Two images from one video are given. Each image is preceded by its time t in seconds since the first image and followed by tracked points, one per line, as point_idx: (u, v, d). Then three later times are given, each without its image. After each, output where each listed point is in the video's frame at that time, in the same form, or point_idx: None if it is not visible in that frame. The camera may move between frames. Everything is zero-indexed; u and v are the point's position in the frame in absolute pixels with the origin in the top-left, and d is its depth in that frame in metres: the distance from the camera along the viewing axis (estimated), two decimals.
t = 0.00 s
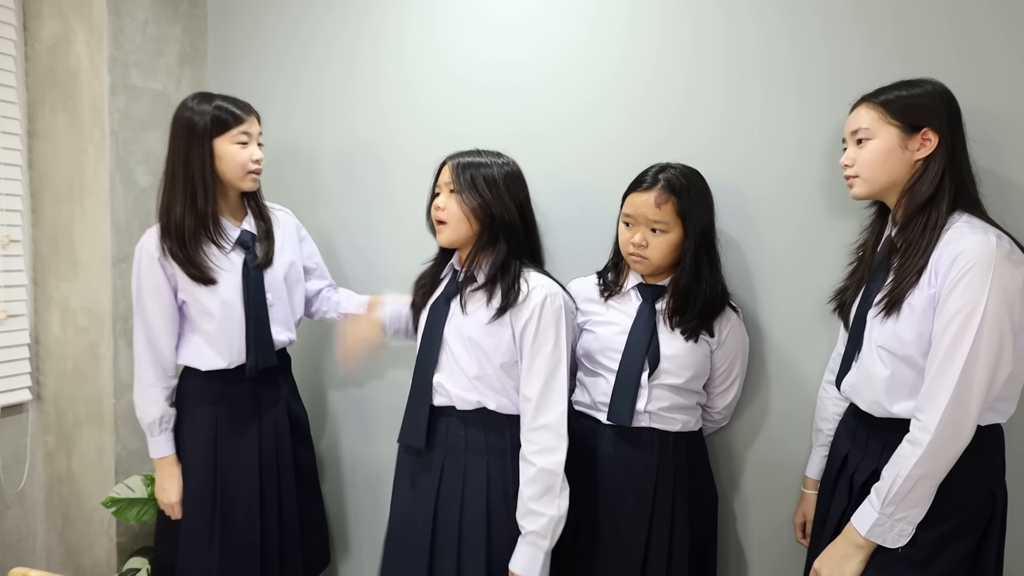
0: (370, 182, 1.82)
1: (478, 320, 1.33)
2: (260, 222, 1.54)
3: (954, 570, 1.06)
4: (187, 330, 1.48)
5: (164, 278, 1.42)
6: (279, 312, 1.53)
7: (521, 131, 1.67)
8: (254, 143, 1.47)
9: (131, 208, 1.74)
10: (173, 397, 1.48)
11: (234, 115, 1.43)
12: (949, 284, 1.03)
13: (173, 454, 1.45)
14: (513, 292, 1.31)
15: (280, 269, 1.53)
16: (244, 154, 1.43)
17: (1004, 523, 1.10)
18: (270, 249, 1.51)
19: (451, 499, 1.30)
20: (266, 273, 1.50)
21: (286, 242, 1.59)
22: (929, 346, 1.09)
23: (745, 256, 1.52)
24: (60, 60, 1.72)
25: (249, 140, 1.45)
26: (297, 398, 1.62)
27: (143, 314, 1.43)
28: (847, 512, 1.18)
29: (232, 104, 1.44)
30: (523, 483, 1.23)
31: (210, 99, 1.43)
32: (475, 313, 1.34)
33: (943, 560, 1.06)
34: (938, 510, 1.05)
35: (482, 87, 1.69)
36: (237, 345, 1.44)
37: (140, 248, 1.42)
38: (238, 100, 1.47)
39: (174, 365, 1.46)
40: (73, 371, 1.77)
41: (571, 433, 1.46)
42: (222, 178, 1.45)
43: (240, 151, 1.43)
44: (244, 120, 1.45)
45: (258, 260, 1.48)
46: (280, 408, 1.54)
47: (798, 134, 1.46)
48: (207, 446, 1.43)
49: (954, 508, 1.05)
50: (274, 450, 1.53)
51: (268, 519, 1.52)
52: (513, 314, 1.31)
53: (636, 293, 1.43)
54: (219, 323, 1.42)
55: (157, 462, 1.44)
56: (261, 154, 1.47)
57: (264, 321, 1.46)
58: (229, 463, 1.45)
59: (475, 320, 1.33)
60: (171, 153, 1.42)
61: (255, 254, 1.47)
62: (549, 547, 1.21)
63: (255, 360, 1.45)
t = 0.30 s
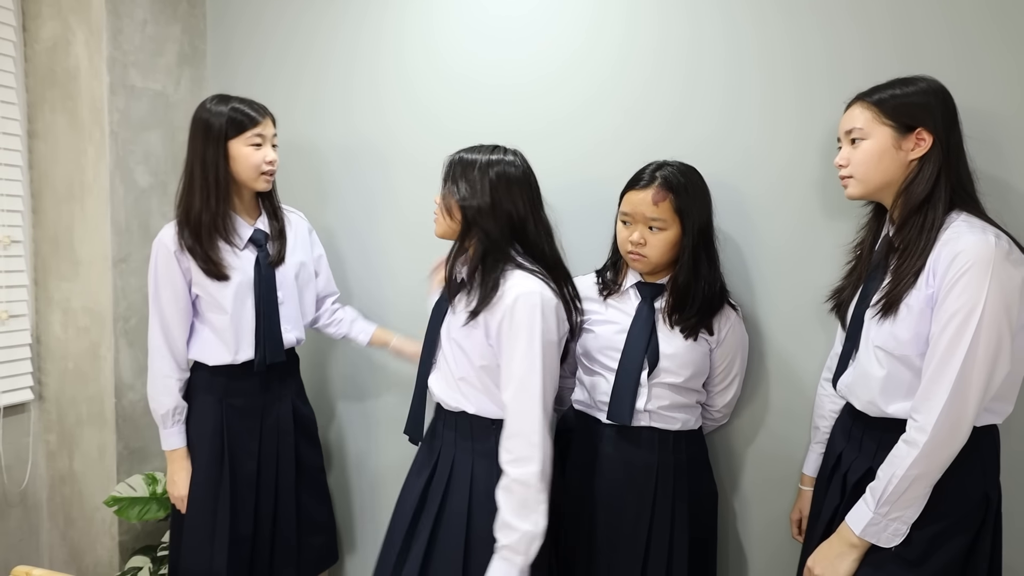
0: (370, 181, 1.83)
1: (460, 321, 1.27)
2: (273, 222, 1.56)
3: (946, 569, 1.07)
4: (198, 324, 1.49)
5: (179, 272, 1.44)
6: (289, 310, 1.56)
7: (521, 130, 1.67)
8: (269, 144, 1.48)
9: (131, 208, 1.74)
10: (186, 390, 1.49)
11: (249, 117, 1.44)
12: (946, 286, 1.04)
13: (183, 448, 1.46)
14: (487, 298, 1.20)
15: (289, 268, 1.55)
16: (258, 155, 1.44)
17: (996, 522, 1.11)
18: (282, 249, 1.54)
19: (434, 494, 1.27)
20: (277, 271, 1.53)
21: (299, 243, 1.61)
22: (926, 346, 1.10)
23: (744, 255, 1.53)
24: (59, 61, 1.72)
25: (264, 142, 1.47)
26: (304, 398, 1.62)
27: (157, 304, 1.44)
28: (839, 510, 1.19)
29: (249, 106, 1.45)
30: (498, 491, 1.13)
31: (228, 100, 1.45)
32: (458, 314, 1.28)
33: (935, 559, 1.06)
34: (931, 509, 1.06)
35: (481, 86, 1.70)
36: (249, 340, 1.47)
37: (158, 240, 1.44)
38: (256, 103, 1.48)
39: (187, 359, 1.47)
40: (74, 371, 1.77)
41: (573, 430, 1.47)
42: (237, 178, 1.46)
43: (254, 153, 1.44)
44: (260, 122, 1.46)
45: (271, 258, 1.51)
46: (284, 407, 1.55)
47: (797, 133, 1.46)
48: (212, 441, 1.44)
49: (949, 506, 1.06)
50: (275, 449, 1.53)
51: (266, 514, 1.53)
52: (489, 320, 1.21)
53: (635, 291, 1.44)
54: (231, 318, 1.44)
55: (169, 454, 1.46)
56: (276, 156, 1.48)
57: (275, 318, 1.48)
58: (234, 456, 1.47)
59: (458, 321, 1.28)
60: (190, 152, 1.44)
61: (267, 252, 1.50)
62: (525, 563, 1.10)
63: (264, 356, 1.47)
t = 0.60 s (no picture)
0: (370, 180, 1.83)
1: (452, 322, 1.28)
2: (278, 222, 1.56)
3: (936, 569, 1.06)
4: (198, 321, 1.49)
5: (184, 267, 1.44)
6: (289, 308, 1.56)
7: (521, 130, 1.67)
8: (277, 144, 1.48)
9: (131, 206, 1.74)
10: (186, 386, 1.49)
11: (259, 117, 1.44)
12: (932, 289, 1.03)
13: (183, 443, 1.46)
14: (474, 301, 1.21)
15: (291, 267, 1.56)
16: (266, 156, 1.44)
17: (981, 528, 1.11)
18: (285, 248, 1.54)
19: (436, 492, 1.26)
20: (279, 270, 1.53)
21: (301, 244, 1.61)
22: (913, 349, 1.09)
23: (743, 255, 1.52)
24: (60, 59, 1.72)
25: (272, 142, 1.47)
26: (305, 398, 1.61)
27: (161, 298, 1.44)
28: (826, 514, 1.19)
29: (259, 107, 1.46)
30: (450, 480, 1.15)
31: (240, 99, 1.45)
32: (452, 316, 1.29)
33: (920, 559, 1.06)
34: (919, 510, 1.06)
35: (482, 85, 1.70)
36: (250, 339, 1.47)
37: (164, 235, 1.44)
38: (266, 103, 1.49)
39: (189, 356, 1.47)
40: (74, 368, 1.78)
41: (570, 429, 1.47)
42: (244, 177, 1.47)
43: (263, 153, 1.44)
44: (269, 123, 1.46)
45: (273, 257, 1.51)
46: (284, 406, 1.54)
47: (797, 133, 1.46)
48: (211, 438, 1.45)
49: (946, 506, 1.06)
50: (274, 447, 1.53)
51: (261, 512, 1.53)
52: (475, 320, 1.22)
53: (633, 291, 1.44)
54: (233, 316, 1.45)
55: (169, 449, 1.46)
56: (284, 156, 1.48)
57: (276, 317, 1.48)
58: (229, 453, 1.47)
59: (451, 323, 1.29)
60: (200, 150, 1.44)
61: (270, 251, 1.50)
62: (460, 554, 1.11)
63: (265, 355, 1.47)
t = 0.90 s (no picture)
0: (371, 181, 1.83)
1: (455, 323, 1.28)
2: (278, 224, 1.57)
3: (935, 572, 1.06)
4: (197, 322, 1.49)
5: (183, 266, 1.44)
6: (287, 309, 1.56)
7: (521, 131, 1.67)
8: (278, 147, 1.48)
9: (132, 207, 1.74)
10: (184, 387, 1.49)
11: (261, 120, 1.44)
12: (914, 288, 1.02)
13: (180, 444, 1.45)
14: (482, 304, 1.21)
15: (290, 268, 1.56)
16: (266, 159, 1.45)
17: (967, 525, 1.10)
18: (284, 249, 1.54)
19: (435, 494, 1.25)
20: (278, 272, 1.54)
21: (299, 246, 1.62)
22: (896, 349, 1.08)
23: (742, 256, 1.52)
24: (61, 60, 1.72)
25: (273, 145, 1.47)
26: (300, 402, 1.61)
27: (160, 298, 1.44)
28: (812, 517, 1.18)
29: (261, 110, 1.46)
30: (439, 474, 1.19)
31: (242, 102, 1.46)
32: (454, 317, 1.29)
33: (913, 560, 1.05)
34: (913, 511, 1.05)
35: (482, 86, 1.70)
36: (249, 340, 1.48)
37: (164, 234, 1.44)
38: (269, 106, 1.49)
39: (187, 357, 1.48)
40: (74, 369, 1.78)
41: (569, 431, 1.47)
42: (244, 179, 1.47)
43: (263, 156, 1.44)
44: (270, 126, 1.46)
45: (273, 259, 1.52)
46: (281, 408, 1.54)
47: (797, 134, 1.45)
48: (208, 442, 1.44)
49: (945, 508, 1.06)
50: (272, 450, 1.53)
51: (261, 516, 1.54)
52: (481, 323, 1.22)
53: (632, 292, 1.44)
54: (231, 317, 1.45)
55: (165, 450, 1.45)
56: (284, 159, 1.48)
57: (274, 319, 1.49)
58: (228, 458, 1.47)
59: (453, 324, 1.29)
60: (202, 151, 1.45)
61: (270, 252, 1.51)
62: (437, 541, 1.17)
63: (263, 355, 1.48)
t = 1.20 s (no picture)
0: (370, 180, 1.83)
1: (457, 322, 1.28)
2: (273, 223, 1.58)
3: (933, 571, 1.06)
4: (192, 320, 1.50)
5: (178, 260, 1.44)
6: (284, 307, 1.57)
7: (521, 129, 1.67)
8: (275, 154, 1.48)
9: (132, 206, 1.74)
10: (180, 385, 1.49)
11: (261, 124, 1.44)
12: (901, 279, 0.99)
13: (176, 443, 1.46)
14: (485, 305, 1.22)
15: (286, 265, 1.57)
16: (261, 165, 1.45)
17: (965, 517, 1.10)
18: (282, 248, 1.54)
19: (435, 493, 1.25)
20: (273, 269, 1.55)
21: (295, 244, 1.63)
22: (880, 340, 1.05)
23: (740, 254, 1.52)
24: (61, 59, 1.73)
25: (270, 151, 1.47)
26: (296, 402, 1.61)
27: (156, 295, 1.44)
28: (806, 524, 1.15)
29: (263, 113, 1.46)
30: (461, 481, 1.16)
31: (245, 102, 1.46)
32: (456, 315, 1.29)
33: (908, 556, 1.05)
34: (906, 508, 1.04)
35: (482, 84, 1.70)
36: (243, 338, 1.48)
37: (159, 230, 1.44)
38: (271, 110, 1.49)
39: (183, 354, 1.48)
40: (74, 367, 1.78)
41: (567, 429, 1.48)
42: (240, 182, 1.47)
43: (258, 162, 1.45)
44: (270, 131, 1.46)
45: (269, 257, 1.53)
46: (277, 407, 1.54)
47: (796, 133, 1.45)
48: (204, 441, 1.45)
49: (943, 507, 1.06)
50: (268, 449, 1.53)
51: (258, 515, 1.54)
52: (489, 322, 1.23)
53: (630, 290, 1.44)
54: (226, 316, 1.45)
55: (162, 449, 1.46)
56: (279, 166, 1.48)
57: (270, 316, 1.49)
58: (224, 457, 1.47)
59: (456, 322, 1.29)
60: (201, 151, 1.45)
61: (266, 251, 1.51)
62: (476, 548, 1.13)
63: (258, 352, 1.48)
